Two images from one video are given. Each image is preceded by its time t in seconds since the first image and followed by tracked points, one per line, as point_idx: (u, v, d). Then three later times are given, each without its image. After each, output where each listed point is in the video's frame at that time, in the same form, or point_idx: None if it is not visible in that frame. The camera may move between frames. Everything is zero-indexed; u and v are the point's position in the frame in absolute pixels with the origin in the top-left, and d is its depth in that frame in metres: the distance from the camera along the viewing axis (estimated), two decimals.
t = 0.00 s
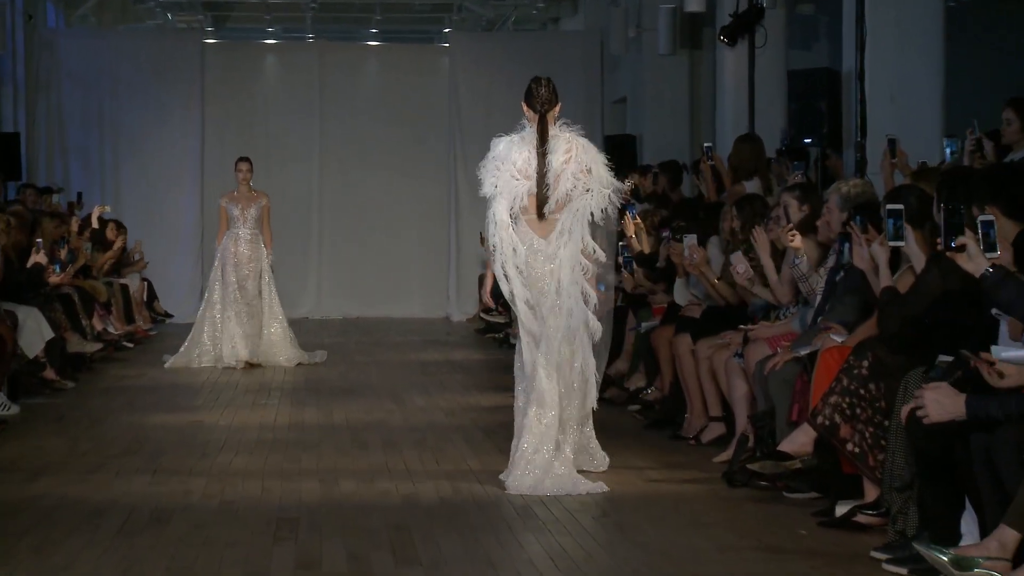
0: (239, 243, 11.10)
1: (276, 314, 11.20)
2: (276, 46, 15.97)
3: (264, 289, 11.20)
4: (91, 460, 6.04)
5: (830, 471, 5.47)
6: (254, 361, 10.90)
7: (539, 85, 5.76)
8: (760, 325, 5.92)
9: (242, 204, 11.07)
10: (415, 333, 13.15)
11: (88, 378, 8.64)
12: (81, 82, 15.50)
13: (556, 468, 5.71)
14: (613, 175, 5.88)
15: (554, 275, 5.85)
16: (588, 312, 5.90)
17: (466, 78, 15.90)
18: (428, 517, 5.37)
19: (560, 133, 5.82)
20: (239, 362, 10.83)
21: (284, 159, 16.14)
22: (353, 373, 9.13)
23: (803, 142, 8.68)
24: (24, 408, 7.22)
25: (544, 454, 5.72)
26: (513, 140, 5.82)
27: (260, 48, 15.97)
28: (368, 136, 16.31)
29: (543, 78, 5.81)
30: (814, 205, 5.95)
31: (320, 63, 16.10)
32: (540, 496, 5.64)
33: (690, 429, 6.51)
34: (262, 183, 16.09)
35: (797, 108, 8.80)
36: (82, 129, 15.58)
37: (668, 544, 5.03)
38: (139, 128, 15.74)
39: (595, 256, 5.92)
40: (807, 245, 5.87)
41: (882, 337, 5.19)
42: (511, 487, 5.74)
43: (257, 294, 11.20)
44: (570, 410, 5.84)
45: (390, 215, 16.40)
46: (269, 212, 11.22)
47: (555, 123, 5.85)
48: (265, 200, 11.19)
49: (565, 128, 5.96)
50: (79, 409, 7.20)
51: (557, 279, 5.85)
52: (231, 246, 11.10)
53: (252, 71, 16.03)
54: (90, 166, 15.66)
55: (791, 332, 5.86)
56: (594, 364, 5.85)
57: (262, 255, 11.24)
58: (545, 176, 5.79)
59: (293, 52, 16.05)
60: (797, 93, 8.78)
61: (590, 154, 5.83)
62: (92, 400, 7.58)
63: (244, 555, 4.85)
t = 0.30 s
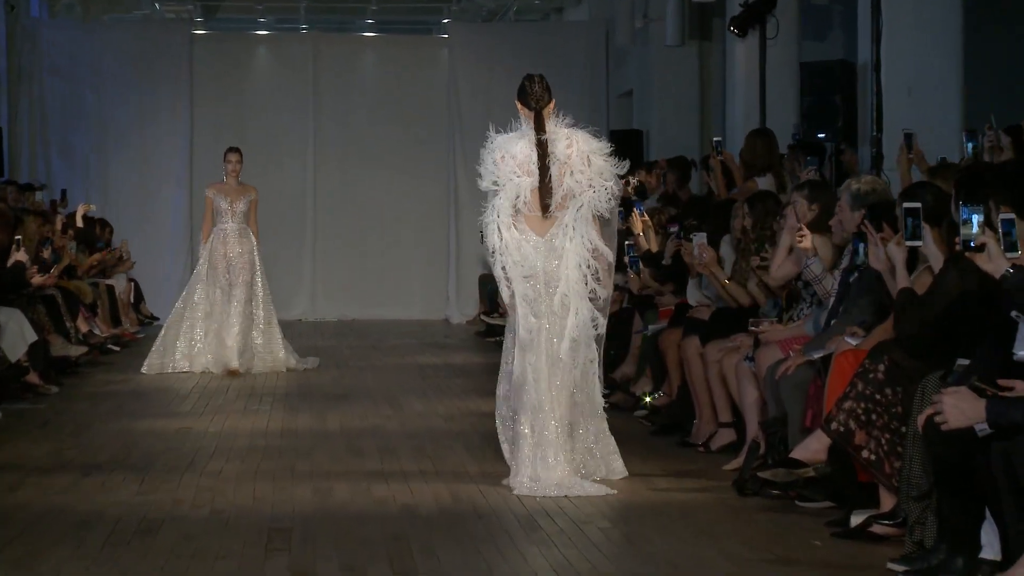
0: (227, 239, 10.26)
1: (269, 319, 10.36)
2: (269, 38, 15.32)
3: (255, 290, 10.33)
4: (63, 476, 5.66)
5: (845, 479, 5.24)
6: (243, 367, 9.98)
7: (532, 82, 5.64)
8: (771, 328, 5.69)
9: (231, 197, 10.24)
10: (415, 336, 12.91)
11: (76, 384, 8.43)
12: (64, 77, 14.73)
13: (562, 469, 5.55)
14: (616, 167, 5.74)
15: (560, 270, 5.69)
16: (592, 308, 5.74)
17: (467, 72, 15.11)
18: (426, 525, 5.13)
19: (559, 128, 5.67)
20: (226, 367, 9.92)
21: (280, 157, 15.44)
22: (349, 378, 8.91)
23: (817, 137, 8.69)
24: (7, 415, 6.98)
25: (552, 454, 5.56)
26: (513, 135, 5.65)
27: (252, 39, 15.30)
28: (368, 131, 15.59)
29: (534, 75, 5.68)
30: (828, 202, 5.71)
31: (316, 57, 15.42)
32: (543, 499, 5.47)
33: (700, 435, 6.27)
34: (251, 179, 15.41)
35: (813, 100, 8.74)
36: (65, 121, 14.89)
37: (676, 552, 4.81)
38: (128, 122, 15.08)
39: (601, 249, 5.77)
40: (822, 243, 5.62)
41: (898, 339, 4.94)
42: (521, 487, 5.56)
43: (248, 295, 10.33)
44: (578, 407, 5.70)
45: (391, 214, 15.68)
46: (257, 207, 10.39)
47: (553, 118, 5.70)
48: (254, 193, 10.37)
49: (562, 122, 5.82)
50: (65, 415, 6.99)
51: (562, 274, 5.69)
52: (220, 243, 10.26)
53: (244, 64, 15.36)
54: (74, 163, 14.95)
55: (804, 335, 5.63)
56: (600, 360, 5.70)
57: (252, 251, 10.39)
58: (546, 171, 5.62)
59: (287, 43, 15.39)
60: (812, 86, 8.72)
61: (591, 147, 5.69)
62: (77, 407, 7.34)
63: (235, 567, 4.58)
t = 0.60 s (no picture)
0: (216, 240, 9.80)
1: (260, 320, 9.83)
2: (261, 27, 14.78)
3: (246, 291, 9.81)
4: (35, 489, 5.35)
5: (862, 487, 5.02)
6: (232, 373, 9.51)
7: (529, 70, 5.45)
8: (784, 330, 5.46)
9: (218, 195, 9.78)
10: (415, 338, 12.67)
11: (63, 389, 8.21)
12: (49, 68, 14.34)
13: (569, 463, 5.38)
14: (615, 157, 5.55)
15: (557, 265, 5.52)
16: (596, 300, 5.55)
17: (466, 61, 14.69)
18: (425, 535, 4.89)
19: (555, 119, 5.52)
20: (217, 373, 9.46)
21: (276, 152, 14.92)
22: (346, 382, 8.69)
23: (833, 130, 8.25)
24: None
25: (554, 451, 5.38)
26: (507, 127, 5.53)
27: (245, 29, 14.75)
28: (368, 125, 15.06)
29: (534, 64, 5.50)
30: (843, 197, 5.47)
31: (311, 47, 14.83)
32: (553, 497, 5.35)
33: (711, 441, 6.02)
34: (243, 175, 14.86)
35: (826, 93, 8.38)
36: (48, 114, 14.42)
37: (687, 561, 4.59)
38: (120, 116, 14.59)
39: (602, 241, 5.58)
40: (838, 241, 5.39)
41: (916, 341, 4.72)
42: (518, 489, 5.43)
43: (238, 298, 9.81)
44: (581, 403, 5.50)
45: (390, 211, 15.15)
46: (247, 203, 9.93)
47: (549, 110, 5.55)
48: (244, 190, 9.91)
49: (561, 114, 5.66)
50: (51, 420, 6.77)
51: (560, 268, 5.51)
52: (208, 243, 9.81)
53: (237, 56, 14.80)
54: (59, 160, 14.48)
55: (818, 337, 5.38)
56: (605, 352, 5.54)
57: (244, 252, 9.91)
58: (542, 163, 5.50)
59: (282, 34, 14.82)
60: (825, 78, 8.37)
61: (588, 138, 5.52)
62: (62, 412, 7.11)
63: None
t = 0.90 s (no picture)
0: (210, 242, 9.36)
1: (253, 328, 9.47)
2: (261, 22, 14.64)
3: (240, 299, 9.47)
4: (22, 496, 5.21)
5: (873, 492, 4.89)
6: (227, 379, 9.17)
7: (531, 81, 5.50)
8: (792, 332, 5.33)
9: (213, 196, 9.33)
10: (418, 338, 12.53)
11: (58, 391, 8.12)
12: (44, 65, 14.19)
13: (555, 465, 5.43)
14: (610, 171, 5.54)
15: (547, 276, 5.55)
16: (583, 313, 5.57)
17: (467, 55, 14.51)
18: (427, 540, 4.76)
19: (552, 130, 5.53)
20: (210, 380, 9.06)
21: (277, 151, 14.80)
22: (347, 384, 8.57)
23: (843, 127, 8.14)
24: None
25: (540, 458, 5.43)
26: (504, 138, 5.53)
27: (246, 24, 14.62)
28: (370, 123, 14.95)
29: (535, 75, 5.54)
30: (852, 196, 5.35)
31: (312, 43, 14.72)
32: (553, 500, 5.26)
33: (718, 444, 5.87)
34: (241, 173, 14.74)
35: (837, 88, 8.25)
36: (44, 110, 14.27)
37: (696, 569, 4.47)
38: (115, 111, 14.42)
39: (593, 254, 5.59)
40: (846, 242, 5.27)
41: (929, 343, 4.57)
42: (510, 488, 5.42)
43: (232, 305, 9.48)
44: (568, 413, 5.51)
45: (390, 211, 15.04)
46: (243, 202, 9.53)
47: (549, 122, 5.56)
48: (239, 190, 9.47)
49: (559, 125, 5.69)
50: (45, 423, 6.66)
51: (549, 279, 5.54)
52: (201, 245, 9.37)
53: (236, 51, 14.69)
54: (55, 158, 14.35)
55: (828, 339, 5.26)
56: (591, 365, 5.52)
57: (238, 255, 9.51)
58: (537, 173, 5.51)
59: (280, 28, 14.70)
60: (835, 73, 8.23)
61: (584, 151, 5.52)
62: (56, 415, 7.01)
63: None
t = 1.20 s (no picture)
0: (211, 238, 9.15)
1: (253, 331, 9.25)
2: (265, 23, 14.59)
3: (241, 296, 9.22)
4: (26, 498, 5.20)
5: (881, 496, 4.85)
6: (224, 385, 8.99)
7: (529, 75, 5.53)
8: (796, 331, 5.29)
9: (216, 189, 9.13)
10: (423, 340, 12.52)
11: (60, 393, 8.12)
12: (48, 67, 14.21)
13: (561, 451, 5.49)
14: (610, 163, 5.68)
15: (552, 264, 5.65)
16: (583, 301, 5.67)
17: (472, 54, 14.47)
18: (432, 544, 4.72)
19: (555, 123, 5.62)
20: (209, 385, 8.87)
21: (281, 152, 14.77)
22: (351, 387, 8.55)
23: (850, 128, 8.01)
24: None
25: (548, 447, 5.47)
26: (510, 128, 5.57)
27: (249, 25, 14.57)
28: (375, 125, 14.91)
29: (532, 69, 5.58)
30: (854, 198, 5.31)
31: (316, 43, 14.69)
32: (559, 504, 5.23)
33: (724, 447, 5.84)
34: (244, 173, 14.73)
35: (846, 90, 8.10)
36: (46, 112, 14.28)
37: (702, 572, 4.44)
38: (119, 113, 14.42)
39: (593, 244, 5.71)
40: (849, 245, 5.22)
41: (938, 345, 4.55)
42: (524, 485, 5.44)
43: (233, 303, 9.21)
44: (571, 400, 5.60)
45: (396, 212, 14.99)
46: (245, 199, 9.33)
47: (549, 114, 5.64)
48: (241, 185, 9.28)
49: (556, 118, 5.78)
50: (49, 426, 6.66)
51: (554, 268, 5.64)
52: (203, 240, 9.16)
53: (240, 53, 14.63)
54: (58, 158, 14.38)
55: (836, 341, 5.22)
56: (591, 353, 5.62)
57: (239, 249, 9.30)
58: (543, 164, 5.57)
59: (284, 29, 14.66)
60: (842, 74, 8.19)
61: (587, 143, 5.63)
62: (59, 417, 7.01)
63: None
